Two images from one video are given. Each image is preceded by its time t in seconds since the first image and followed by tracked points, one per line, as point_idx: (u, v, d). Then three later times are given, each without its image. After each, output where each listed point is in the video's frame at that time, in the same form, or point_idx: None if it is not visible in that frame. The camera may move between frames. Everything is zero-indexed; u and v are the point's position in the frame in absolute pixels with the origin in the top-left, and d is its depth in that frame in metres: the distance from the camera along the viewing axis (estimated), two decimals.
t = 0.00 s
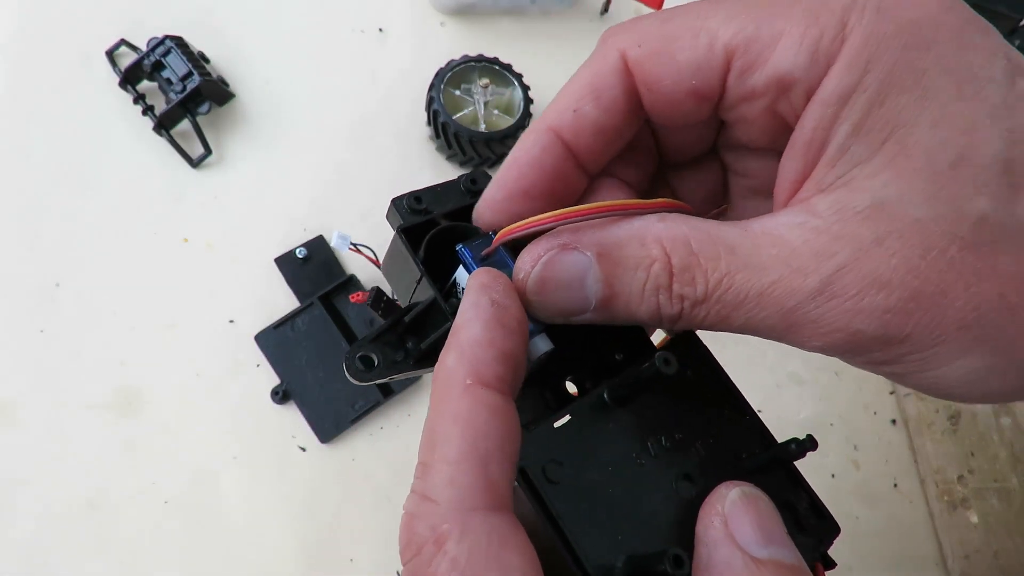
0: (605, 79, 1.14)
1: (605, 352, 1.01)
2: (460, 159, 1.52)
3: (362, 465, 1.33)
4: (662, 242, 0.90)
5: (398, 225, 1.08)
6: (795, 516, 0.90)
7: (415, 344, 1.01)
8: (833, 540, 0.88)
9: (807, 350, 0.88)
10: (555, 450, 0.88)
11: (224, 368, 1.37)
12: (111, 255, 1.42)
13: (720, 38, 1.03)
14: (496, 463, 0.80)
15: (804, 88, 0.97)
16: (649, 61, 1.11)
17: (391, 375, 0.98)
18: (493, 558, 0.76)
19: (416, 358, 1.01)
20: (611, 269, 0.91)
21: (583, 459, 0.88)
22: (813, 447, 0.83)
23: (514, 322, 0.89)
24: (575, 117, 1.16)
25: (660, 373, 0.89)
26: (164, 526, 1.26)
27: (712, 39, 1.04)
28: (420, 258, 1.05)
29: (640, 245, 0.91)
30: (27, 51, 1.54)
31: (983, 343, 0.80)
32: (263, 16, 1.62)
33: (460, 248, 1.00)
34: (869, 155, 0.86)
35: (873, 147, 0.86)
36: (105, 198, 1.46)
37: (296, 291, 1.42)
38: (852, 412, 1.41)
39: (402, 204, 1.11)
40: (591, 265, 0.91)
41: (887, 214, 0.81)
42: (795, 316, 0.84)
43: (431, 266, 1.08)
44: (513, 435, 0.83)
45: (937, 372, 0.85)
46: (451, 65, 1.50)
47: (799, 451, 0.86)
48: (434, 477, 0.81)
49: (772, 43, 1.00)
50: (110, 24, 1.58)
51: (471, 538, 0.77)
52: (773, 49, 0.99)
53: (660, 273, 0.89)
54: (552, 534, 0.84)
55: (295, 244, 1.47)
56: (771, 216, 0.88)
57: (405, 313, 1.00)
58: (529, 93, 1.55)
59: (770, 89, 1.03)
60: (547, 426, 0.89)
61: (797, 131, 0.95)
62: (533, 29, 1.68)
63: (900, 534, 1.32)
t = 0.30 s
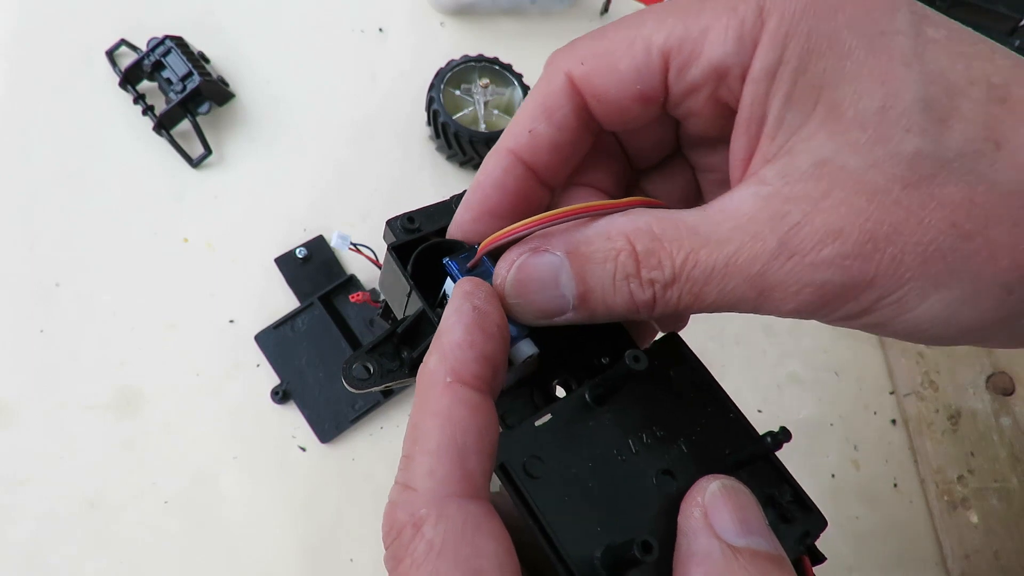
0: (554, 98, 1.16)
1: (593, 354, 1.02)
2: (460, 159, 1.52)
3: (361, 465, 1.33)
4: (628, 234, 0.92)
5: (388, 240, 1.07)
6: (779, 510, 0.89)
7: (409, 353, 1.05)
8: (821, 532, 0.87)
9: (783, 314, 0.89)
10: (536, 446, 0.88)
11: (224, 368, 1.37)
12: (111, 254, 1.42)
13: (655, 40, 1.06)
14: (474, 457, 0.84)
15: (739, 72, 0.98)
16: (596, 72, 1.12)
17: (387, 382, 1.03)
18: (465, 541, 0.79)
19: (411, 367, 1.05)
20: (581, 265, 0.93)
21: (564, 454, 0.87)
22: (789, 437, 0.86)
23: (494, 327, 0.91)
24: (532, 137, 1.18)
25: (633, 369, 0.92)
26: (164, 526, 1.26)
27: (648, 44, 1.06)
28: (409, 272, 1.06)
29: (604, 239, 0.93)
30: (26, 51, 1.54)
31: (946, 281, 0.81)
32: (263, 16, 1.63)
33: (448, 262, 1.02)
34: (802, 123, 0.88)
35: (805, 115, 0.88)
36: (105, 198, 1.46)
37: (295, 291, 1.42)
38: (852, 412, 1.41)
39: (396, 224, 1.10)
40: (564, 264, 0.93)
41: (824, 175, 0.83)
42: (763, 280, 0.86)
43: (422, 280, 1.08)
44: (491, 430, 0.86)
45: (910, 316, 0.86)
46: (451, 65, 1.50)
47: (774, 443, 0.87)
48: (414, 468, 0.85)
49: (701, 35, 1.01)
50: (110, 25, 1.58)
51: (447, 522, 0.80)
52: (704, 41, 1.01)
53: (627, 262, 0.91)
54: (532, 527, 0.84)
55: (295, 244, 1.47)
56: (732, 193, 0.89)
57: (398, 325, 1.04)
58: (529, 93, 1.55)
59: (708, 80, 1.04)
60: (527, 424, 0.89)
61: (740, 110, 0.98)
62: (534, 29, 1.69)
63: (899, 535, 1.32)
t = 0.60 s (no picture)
0: (555, 66, 1.10)
1: (592, 340, 1.02)
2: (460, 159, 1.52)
3: (361, 465, 1.33)
4: (631, 228, 0.91)
5: (389, 229, 1.07)
6: (779, 492, 0.89)
7: (411, 339, 1.07)
8: (822, 514, 0.86)
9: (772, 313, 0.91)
10: (533, 427, 0.88)
11: (224, 368, 1.37)
12: (111, 254, 1.42)
13: (667, 28, 1.01)
14: (469, 434, 0.86)
15: (746, 72, 0.97)
16: (605, 48, 1.06)
17: (389, 368, 1.05)
18: (460, 515, 0.81)
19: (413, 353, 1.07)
20: (582, 256, 0.92)
21: (561, 435, 0.88)
22: (786, 416, 0.89)
23: (489, 309, 0.92)
24: (527, 106, 1.12)
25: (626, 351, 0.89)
26: (164, 526, 1.26)
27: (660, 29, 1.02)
28: (409, 259, 1.06)
29: (606, 231, 0.92)
30: (27, 52, 1.54)
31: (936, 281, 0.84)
32: (263, 16, 1.63)
33: (444, 251, 1.06)
34: (805, 130, 0.88)
35: (808, 123, 0.88)
36: (105, 199, 1.46)
37: (295, 291, 1.42)
38: (852, 412, 1.41)
39: (397, 213, 1.09)
40: (565, 253, 0.92)
41: (816, 179, 0.85)
42: (758, 280, 0.87)
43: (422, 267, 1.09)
44: (486, 409, 0.88)
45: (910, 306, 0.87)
46: (451, 65, 1.50)
47: (771, 423, 0.90)
48: (410, 444, 0.87)
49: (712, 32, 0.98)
50: (110, 25, 1.58)
51: (441, 496, 0.82)
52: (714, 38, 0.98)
53: (628, 255, 0.90)
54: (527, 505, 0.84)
55: (295, 243, 1.47)
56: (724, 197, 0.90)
57: (399, 312, 1.05)
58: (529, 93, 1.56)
59: (716, 75, 1.01)
60: (524, 405, 0.90)
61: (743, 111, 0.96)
62: (534, 28, 1.69)
63: (898, 535, 1.32)
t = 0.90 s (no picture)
0: (558, 75, 1.06)
1: (590, 335, 1.02)
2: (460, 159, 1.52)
3: (361, 465, 1.33)
4: (632, 220, 0.91)
5: (388, 223, 1.06)
6: (780, 488, 0.89)
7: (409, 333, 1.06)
8: (825, 510, 0.87)
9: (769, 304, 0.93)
10: (530, 421, 0.88)
11: (224, 368, 1.37)
12: (111, 253, 1.42)
13: (676, 29, 0.99)
14: (465, 420, 0.86)
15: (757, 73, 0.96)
16: (614, 53, 1.04)
17: (387, 363, 1.03)
18: (455, 497, 0.81)
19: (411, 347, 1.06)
20: (585, 250, 0.92)
21: (557, 429, 0.88)
22: (785, 411, 0.86)
23: (484, 297, 0.92)
24: (528, 115, 1.06)
25: (621, 344, 0.86)
26: (164, 526, 1.26)
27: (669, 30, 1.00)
28: (406, 252, 1.05)
29: (608, 224, 0.92)
30: (26, 52, 1.54)
31: (932, 274, 0.88)
32: (263, 16, 1.63)
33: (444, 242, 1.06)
34: (806, 129, 0.90)
35: (811, 122, 0.90)
36: (105, 199, 1.46)
37: (296, 291, 1.42)
38: (852, 412, 1.41)
39: (398, 209, 1.09)
40: (568, 247, 0.91)
41: (817, 179, 0.87)
42: (758, 275, 0.89)
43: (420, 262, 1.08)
44: (482, 395, 0.88)
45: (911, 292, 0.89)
46: (451, 65, 1.50)
47: (770, 418, 0.87)
48: (407, 430, 0.87)
49: (721, 35, 0.97)
50: (110, 25, 1.58)
51: (437, 480, 0.82)
52: (724, 40, 0.97)
53: (631, 248, 0.91)
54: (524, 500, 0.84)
55: (295, 243, 1.47)
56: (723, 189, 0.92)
57: (398, 305, 1.05)
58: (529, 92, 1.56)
59: (723, 77, 1.01)
60: (521, 399, 0.90)
61: (744, 105, 0.97)
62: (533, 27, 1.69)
63: (898, 535, 1.32)
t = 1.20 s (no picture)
0: (539, 82, 1.03)
1: (595, 336, 1.03)
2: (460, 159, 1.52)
3: (361, 464, 1.33)
4: (643, 214, 0.93)
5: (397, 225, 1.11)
6: (786, 492, 0.88)
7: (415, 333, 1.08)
8: (831, 514, 0.87)
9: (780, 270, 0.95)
10: (535, 421, 0.88)
11: (224, 368, 1.37)
12: (111, 253, 1.42)
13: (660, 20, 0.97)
14: (467, 419, 0.87)
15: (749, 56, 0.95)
16: (597, 54, 1.01)
17: (391, 362, 1.04)
18: (458, 497, 0.81)
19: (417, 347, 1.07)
20: (602, 251, 0.95)
21: (564, 430, 0.88)
22: (791, 414, 0.83)
23: (486, 296, 0.94)
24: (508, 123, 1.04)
25: (627, 347, 0.85)
26: (164, 526, 1.26)
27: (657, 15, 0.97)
28: (411, 252, 1.08)
29: (621, 221, 0.94)
30: (26, 52, 1.54)
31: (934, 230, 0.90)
32: (263, 16, 1.63)
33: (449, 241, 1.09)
34: (802, 104, 0.90)
35: (806, 99, 0.90)
36: (105, 199, 1.46)
37: (295, 291, 1.42)
38: (852, 412, 1.41)
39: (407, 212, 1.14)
40: (589, 255, 0.94)
41: (812, 164, 0.88)
42: (769, 252, 0.91)
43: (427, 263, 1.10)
44: (485, 394, 0.90)
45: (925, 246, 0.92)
46: (451, 65, 1.50)
47: (777, 421, 0.84)
48: (410, 430, 0.88)
49: (708, 20, 0.95)
50: (110, 26, 1.58)
51: (440, 478, 0.83)
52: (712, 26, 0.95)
53: (648, 242, 0.93)
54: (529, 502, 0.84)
55: (295, 243, 1.47)
56: (727, 164, 0.93)
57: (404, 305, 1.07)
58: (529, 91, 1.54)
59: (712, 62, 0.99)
60: (527, 399, 0.90)
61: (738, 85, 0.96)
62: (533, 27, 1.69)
63: (899, 535, 1.32)
